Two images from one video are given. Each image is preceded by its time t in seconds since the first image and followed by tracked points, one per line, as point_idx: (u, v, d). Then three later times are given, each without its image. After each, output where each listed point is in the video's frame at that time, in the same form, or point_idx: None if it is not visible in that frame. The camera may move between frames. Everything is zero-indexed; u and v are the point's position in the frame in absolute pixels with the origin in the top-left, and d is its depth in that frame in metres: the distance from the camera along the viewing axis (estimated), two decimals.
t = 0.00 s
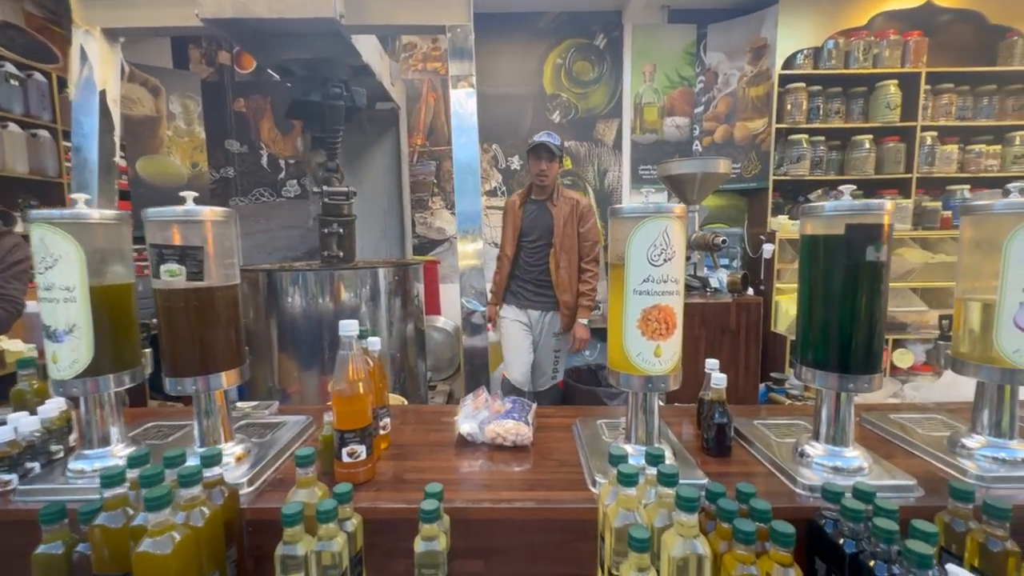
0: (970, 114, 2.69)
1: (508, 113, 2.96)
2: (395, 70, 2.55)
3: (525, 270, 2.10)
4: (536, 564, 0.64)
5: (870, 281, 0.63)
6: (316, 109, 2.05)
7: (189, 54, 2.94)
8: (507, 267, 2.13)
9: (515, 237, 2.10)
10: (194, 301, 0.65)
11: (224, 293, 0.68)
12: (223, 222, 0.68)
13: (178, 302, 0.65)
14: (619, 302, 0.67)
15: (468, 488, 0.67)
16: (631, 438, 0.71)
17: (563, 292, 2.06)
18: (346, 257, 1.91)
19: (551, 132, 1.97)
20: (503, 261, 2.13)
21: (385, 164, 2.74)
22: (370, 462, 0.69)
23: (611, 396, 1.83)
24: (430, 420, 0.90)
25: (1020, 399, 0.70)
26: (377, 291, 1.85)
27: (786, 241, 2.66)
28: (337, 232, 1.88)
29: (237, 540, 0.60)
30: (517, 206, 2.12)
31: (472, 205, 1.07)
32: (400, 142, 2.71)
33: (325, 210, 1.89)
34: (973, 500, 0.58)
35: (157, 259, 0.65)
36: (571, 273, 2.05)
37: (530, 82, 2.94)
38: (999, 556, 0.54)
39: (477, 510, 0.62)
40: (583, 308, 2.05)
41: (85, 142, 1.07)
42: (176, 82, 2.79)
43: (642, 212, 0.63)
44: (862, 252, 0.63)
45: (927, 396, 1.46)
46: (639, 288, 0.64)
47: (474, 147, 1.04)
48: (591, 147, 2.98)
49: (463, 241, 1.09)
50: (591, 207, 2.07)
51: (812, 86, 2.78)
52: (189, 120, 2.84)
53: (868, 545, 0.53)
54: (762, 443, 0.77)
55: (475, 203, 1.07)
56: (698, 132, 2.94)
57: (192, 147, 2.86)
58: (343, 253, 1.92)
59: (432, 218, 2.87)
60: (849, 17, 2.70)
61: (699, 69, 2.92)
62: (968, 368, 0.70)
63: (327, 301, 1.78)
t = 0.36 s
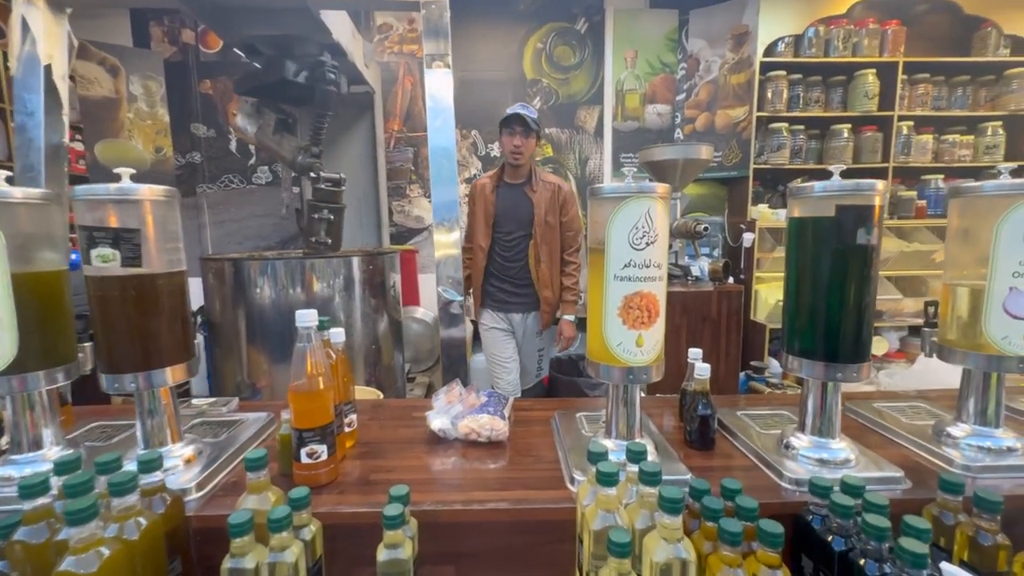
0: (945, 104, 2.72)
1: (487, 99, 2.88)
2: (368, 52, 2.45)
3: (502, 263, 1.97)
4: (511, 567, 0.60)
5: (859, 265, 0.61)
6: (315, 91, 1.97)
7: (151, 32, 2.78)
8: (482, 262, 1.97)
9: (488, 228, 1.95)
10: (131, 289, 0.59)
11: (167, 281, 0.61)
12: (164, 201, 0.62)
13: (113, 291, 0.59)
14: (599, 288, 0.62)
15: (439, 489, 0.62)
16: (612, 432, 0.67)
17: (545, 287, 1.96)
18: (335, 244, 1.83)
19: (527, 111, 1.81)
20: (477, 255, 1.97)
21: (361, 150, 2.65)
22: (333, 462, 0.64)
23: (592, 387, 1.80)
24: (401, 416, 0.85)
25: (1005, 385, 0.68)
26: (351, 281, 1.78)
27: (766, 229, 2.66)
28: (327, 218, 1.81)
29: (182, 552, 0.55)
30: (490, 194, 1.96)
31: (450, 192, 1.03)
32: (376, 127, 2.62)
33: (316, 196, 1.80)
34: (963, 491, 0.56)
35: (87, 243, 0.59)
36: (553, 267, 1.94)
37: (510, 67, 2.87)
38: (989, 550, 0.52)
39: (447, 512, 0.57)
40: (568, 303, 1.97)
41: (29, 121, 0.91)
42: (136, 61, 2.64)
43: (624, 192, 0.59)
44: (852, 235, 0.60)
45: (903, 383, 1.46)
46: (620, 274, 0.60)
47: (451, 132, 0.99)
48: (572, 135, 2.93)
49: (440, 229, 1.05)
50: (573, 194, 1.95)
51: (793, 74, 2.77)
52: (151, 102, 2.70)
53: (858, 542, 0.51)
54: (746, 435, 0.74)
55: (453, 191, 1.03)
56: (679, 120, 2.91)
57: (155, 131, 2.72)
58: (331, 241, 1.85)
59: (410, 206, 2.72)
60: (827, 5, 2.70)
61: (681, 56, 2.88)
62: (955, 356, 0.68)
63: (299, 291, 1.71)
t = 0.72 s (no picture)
0: (918, 96, 2.75)
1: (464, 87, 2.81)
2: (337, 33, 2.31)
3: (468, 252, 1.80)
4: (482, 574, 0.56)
5: (848, 248, 0.57)
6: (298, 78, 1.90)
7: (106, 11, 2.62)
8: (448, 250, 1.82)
9: (452, 215, 1.80)
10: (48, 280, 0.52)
11: (94, 269, 0.55)
12: (84, 180, 0.55)
13: (28, 281, 0.52)
14: (575, 276, 0.58)
15: (405, 493, 0.58)
16: (590, 428, 0.63)
17: (522, 278, 1.74)
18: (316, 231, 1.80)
19: (477, 71, 1.62)
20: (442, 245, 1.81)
21: (333, 139, 2.55)
22: (288, 467, 0.59)
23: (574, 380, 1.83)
24: (367, 414, 0.80)
25: (991, 373, 0.67)
26: (322, 273, 1.71)
27: (744, 220, 2.66)
28: (306, 205, 1.78)
29: (114, 572, 0.49)
30: (454, 176, 1.80)
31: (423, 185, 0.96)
32: (348, 113, 2.52)
33: (298, 184, 1.79)
34: (954, 485, 0.53)
35: None
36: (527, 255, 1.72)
37: (486, 54, 2.79)
38: (983, 545, 0.50)
39: (412, 520, 0.53)
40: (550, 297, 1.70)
41: None
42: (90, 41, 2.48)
43: (602, 170, 0.54)
44: (842, 217, 0.57)
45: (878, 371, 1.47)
46: (598, 261, 0.56)
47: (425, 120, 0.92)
48: (551, 124, 2.88)
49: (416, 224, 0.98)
50: (542, 168, 1.71)
51: (769, 64, 2.77)
52: (108, 85, 2.55)
53: (849, 541, 0.48)
54: (729, 428, 0.71)
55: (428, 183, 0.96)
56: (659, 110, 2.88)
57: (112, 115, 2.57)
58: (310, 228, 1.81)
59: (385, 197, 2.63)
60: None
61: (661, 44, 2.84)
62: (942, 343, 0.66)
63: (266, 284, 1.62)
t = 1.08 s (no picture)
0: (898, 91, 2.77)
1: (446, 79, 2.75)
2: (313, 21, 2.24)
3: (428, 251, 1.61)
4: None
5: (830, 243, 0.56)
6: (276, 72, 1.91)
7: None
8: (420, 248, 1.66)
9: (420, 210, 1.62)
10: None
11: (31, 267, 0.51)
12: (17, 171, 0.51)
13: None
14: (549, 273, 0.55)
15: (370, 503, 0.55)
16: (566, 432, 0.60)
17: (466, 286, 1.50)
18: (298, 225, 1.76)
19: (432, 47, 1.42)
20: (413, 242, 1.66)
21: (312, 132, 2.48)
22: (246, 476, 0.56)
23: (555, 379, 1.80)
24: (337, 417, 0.77)
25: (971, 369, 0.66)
26: (299, 268, 1.66)
27: (728, 215, 2.66)
28: (288, 197, 1.74)
29: None
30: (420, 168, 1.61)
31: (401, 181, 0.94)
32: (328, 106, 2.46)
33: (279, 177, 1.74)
34: (935, 485, 0.52)
35: None
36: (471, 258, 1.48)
37: (469, 45, 2.74)
38: (964, 547, 0.49)
39: (378, 531, 0.50)
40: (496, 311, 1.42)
41: None
42: (54, 29, 2.37)
43: (576, 161, 0.52)
44: (823, 211, 0.55)
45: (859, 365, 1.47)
46: (571, 257, 0.53)
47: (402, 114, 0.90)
48: (535, 117, 2.84)
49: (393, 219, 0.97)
50: (497, 158, 1.42)
51: (753, 58, 2.77)
52: (75, 76, 2.44)
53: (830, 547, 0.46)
54: (709, 428, 0.69)
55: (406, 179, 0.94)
56: (643, 104, 2.86)
57: (80, 107, 2.47)
58: (292, 222, 1.76)
59: (367, 191, 2.57)
60: None
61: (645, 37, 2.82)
62: (922, 339, 0.65)
63: (241, 281, 1.57)
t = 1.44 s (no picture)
0: (888, 85, 2.76)
1: (434, 72, 2.71)
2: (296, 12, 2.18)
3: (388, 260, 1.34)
4: None
5: (813, 240, 0.54)
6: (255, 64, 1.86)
7: None
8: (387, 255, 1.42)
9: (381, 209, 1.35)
10: None
11: None
12: None
13: None
14: (523, 272, 0.53)
15: (338, 514, 0.52)
16: (542, 437, 0.58)
17: (408, 309, 1.18)
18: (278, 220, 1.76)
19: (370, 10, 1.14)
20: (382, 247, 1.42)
21: (296, 126, 2.43)
22: (207, 486, 0.53)
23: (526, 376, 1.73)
24: (310, 421, 0.74)
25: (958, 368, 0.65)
26: (280, 265, 1.62)
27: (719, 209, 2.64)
28: (269, 191, 1.71)
29: None
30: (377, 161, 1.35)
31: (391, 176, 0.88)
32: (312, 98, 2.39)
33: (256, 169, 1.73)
34: (920, 490, 0.51)
35: None
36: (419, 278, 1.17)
37: (457, 37, 2.69)
38: (948, 554, 0.48)
39: (344, 544, 0.48)
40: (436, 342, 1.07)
41: None
42: (28, 18, 2.29)
43: (550, 156, 0.49)
44: (807, 207, 0.53)
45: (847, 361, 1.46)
46: (545, 257, 0.51)
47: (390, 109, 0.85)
48: (524, 111, 2.81)
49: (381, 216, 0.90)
50: (440, 151, 1.08)
51: (744, 51, 2.75)
52: (51, 68, 2.37)
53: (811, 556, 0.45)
54: (692, 430, 0.67)
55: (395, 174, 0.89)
56: (634, 97, 2.83)
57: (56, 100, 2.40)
58: (272, 216, 1.74)
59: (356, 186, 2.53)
60: None
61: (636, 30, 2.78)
62: (908, 339, 0.63)
63: (221, 279, 1.53)
